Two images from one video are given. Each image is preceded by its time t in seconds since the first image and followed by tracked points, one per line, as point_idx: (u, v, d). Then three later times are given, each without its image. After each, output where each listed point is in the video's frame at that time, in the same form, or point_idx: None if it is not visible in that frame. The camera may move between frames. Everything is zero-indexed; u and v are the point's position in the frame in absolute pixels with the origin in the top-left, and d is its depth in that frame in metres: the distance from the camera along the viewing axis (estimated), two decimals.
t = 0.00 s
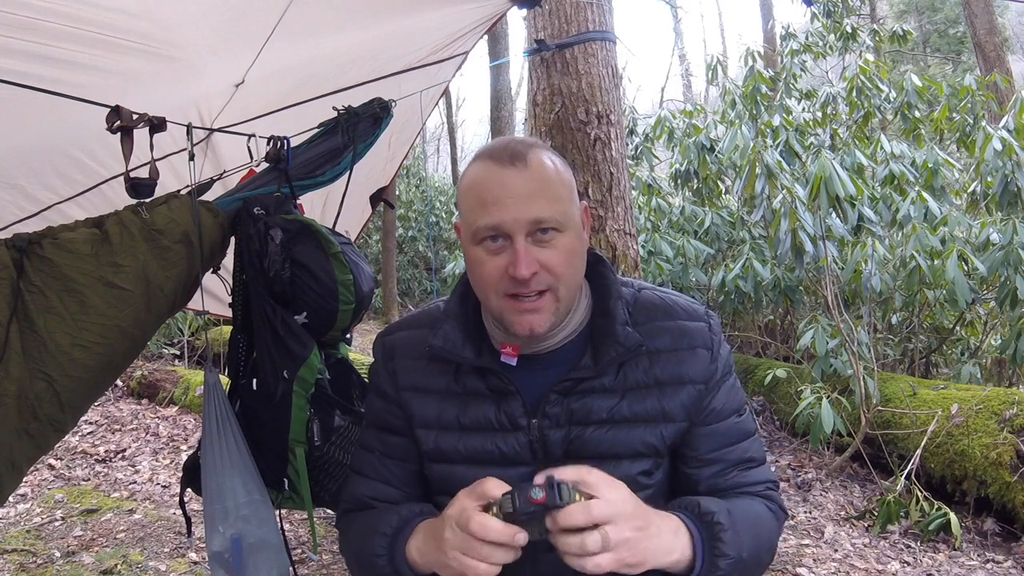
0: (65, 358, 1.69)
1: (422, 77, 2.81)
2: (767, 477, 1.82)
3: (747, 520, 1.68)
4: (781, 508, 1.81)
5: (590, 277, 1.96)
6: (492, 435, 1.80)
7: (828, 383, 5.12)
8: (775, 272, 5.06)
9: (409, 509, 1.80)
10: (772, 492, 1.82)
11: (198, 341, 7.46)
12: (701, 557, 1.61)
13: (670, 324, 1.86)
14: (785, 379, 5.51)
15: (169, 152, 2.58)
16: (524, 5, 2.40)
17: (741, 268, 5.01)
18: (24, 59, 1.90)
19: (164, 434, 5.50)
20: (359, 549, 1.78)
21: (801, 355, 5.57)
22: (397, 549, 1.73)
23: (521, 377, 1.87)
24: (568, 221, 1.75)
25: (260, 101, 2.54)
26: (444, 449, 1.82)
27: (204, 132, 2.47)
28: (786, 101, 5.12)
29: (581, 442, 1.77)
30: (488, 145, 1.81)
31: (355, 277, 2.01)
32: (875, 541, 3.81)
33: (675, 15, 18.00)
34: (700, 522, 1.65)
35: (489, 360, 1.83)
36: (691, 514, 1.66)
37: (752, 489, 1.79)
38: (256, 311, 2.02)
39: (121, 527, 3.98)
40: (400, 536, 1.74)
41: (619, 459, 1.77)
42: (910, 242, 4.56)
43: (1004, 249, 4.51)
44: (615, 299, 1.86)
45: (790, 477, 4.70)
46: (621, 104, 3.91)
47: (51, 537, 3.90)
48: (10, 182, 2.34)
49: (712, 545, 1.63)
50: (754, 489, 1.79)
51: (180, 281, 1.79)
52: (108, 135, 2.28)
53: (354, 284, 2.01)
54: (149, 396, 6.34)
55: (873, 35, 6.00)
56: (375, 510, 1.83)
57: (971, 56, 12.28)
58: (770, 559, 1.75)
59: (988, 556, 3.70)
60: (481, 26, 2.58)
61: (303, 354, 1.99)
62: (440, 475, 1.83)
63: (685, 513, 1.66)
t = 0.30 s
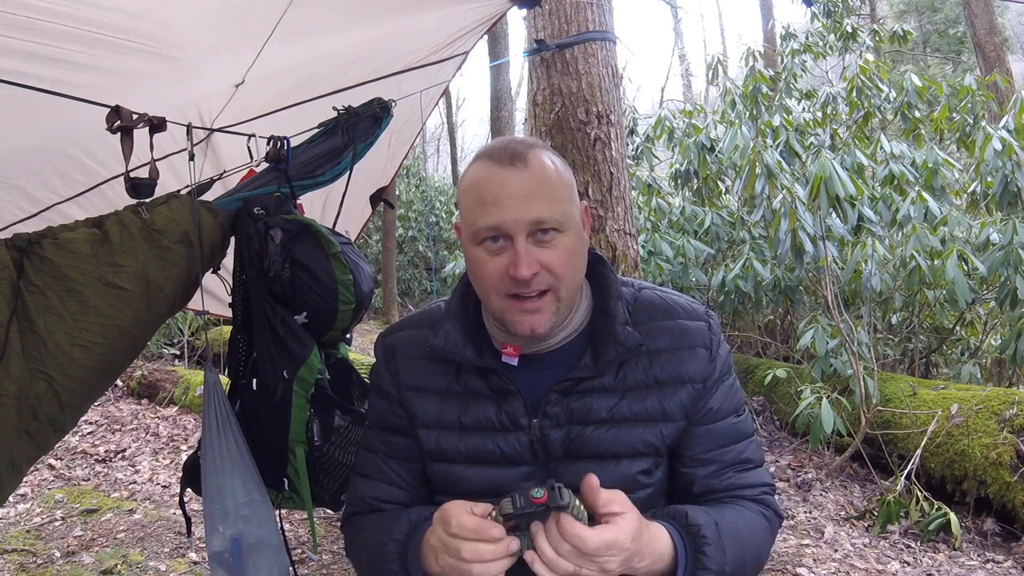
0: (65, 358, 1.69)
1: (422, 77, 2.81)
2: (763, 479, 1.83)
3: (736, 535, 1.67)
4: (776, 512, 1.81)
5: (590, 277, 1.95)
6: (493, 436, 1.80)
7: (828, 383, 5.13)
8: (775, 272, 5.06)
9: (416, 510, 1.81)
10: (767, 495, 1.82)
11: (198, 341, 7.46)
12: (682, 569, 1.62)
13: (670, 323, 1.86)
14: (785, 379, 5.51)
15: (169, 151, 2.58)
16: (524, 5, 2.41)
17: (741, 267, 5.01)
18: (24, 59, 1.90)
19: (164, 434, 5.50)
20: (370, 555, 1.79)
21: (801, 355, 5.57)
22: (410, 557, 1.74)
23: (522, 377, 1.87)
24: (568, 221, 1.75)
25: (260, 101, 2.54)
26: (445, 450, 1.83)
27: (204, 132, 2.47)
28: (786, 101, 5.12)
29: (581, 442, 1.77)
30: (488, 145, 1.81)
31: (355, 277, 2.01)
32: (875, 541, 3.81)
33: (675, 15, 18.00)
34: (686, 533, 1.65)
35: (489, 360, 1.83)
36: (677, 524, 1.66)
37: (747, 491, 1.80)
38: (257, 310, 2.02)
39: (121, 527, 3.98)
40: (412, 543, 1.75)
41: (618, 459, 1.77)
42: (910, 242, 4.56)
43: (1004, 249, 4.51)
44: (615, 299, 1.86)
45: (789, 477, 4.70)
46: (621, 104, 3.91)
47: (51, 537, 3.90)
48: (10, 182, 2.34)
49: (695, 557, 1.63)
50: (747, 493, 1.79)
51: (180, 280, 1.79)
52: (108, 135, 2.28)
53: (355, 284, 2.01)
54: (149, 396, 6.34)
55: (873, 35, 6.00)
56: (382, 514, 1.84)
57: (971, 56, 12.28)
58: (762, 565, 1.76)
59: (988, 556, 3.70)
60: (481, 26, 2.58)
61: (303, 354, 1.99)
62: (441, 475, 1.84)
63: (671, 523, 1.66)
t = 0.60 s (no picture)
0: (65, 358, 1.69)
1: (422, 77, 2.81)
2: (758, 480, 1.82)
3: (723, 536, 1.67)
4: (768, 514, 1.81)
5: (590, 277, 1.95)
6: (494, 435, 1.80)
7: (828, 383, 5.12)
8: (775, 272, 5.06)
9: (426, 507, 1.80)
10: (761, 496, 1.81)
11: (198, 341, 7.46)
12: (666, 566, 1.61)
13: (668, 322, 1.86)
14: (785, 379, 5.51)
15: (169, 151, 2.58)
16: (524, 5, 2.41)
17: (741, 267, 5.01)
18: (24, 59, 1.90)
19: (164, 434, 5.50)
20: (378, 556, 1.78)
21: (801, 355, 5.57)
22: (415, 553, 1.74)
23: (522, 377, 1.87)
24: (569, 221, 1.75)
25: (260, 101, 2.54)
26: (445, 449, 1.83)
27: (204, 132, 2.47)
28: (786, 101, 5.12)
29: (581, 441, 1.77)
30: (489, 146, 1.81)
31: (355, 277, 2.00)
32: (875, 541, 3.81)
33: (675, 15, 18.01)
34: (671, 531, 1.65)
35: (490, 360, 1.83)
36: (663, 521, 1.66)
37: (741, 491, 1.79)
38: (257, 310, 2.02)
39: (121, 527, 3.98)
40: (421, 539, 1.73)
41: (617, 458, 1.77)
42: (910, 242, 4.55)
43: (1004, 249, 4.51)
44: (614, 298, 1.86)
45: (789, 477, 4.70)
46: (621, 104, 3.91)
47: (51, 537, 3.90)
48: (10, 182, 2.34)
49: (680, 555, 1.63)
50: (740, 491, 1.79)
51: (180, 280, 1.79)
52: (108, 135, 2.28)
53: (355, 284, 2.01)
54: (149, 396, 6.34)
55: (873, 35, 6.00)
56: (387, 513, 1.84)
57: (971, 56, 12.28)
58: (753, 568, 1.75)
59: (988, 556, 3.70)
60: (481, 26, 2.58)
61: (303, 354, 1.99)
62: (441, 474, 1.84)
63: (657, 520, 1.66)
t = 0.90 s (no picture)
0: (65, 358, 1.69)
1: (422, 77, 2.81)
2: (758, 480, 1.81)
3: (733, 536, 1.66)
4: (770, 515, 1.79)
5: (589, 277, 1.95)
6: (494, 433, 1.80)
7: (828, 383, 5.12)
8: (775, 272, 5.06)
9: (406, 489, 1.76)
10: (761, 496, 1.80)
11: (198, 341, 7.46)
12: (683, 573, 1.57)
13: (667, 322, 1.86)
14: (785, 379, 5.51)
15: (169, 151, 2.58)
16: (524, 5, 2.40)
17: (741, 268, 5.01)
18: (24, 59, 1.90)
19: (164, 434, 5.50)
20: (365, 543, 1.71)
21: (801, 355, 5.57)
22: (398, 537, 1.63)
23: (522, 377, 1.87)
24: (568, 221, 1.75)
25: (260, 101, 2.54)
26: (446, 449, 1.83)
27: (204, 132, 2.47)
28: (786, 101, 5.12)
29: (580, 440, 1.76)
30: (488, 145, 1.81)
31: (355, 277, 2.00)
32: (875, 541, 3.81)
33: (675, 15, 18.02)
34: (686, 535, 1.62)
35: (491, 359, 1.84)
36: (677, 526, 1.64)
37: (740, 490, 1.78)
38: (257, 309, 2.02)
39: (121, 527, 3.98)
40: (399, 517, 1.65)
41: (616, 457, 1.76)
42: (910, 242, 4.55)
43: (1004, 249, 4.51)
44: (613, 298, 1.86)
45: (789, 477, 4.70)
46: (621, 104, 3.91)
47: (51, 537, 3.90)
48: (10, 182, 2.34)
49: (696, 559, 1.60)
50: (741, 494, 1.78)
51: (180, 281, 1.79)
52: (108, 135, 2.28)
53: (355, 283, 2.01)
54: (149, 396, 6.33)
55: (873, 35, 6.00)
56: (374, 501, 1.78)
57: (971, 56, 12.29)
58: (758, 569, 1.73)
59: (988, 556, 3.70)
60: (481, 26, 2.58)
61: (303, 354, 1.99)
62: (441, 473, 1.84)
63: (670, 524, 1.64)
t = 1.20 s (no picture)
0: (65, 358, 1.69)
1: (422, 77, 2.81)
2: (757, 486, 1.82)
3: None
4: (768, 523, 1.82)
5: (589, 278, 1.95)
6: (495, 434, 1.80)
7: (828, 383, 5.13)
8: (775, 272, 5.06)
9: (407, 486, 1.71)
10: (760, 503, 1.81)
11: (198, 341, 7.46)
12: None
13: (668, 324, 1.87)
14: (785, 379, 5.51)
15: (169, 151, 2.59)
16: (524, 5, 2.41)
17: (741, 267, 5.01)
18: (23, 59, 1.90)
19: (163, 434, 5.50)
20: (370, 544, 1.66)
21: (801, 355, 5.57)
22: (402, 537, 1.55)
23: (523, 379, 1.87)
24: (566, 222, 1.75)
25: (260, 101, 2.54)
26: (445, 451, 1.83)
27: (204, 132, 2.47)
28: (786, 101, 5.12)
29: (581, 441, 1.76)
30: (486, 145, 1.81)
31: (355, 277, 2.00)
32: (875, 541, 3.81)
33: (675, 15, 18.02)
34: None
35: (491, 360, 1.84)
36: None
37: (742, 497, 1.80)
38: (258, 309, 2.02)
39: (121, 527, 3.98)
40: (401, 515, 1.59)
41: (617, 458, 1.76)
42: (910, 242, 4.55)
43: (1004, 249, 4.51)
44: (613, 299, 1.86)
45: (789, 477, 4.70)
46: (621, 104, 3.91)
47: (51, 537, 3.90)
48: (10, 182, 2.34)
49: None
50: (742, 545, 1.76)
51: (180, 280, 1.79)
52: (108, 135, 2.28)
53: (355, 283, 2.01)
54: (149, 396, 6.33)
55: (873, 35, 6.01)
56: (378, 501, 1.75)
57: (971, 56, 12.29)
58: None
59: (988, 556, 3.70)
60: (481, 26, 2.58)
61: (303, 354, 1.99)
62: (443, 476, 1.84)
63: None
